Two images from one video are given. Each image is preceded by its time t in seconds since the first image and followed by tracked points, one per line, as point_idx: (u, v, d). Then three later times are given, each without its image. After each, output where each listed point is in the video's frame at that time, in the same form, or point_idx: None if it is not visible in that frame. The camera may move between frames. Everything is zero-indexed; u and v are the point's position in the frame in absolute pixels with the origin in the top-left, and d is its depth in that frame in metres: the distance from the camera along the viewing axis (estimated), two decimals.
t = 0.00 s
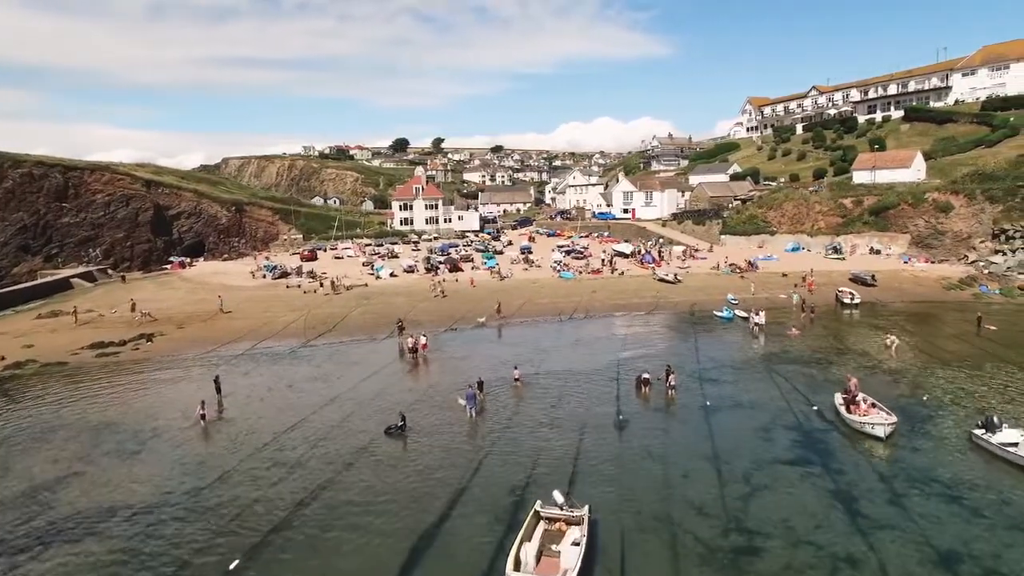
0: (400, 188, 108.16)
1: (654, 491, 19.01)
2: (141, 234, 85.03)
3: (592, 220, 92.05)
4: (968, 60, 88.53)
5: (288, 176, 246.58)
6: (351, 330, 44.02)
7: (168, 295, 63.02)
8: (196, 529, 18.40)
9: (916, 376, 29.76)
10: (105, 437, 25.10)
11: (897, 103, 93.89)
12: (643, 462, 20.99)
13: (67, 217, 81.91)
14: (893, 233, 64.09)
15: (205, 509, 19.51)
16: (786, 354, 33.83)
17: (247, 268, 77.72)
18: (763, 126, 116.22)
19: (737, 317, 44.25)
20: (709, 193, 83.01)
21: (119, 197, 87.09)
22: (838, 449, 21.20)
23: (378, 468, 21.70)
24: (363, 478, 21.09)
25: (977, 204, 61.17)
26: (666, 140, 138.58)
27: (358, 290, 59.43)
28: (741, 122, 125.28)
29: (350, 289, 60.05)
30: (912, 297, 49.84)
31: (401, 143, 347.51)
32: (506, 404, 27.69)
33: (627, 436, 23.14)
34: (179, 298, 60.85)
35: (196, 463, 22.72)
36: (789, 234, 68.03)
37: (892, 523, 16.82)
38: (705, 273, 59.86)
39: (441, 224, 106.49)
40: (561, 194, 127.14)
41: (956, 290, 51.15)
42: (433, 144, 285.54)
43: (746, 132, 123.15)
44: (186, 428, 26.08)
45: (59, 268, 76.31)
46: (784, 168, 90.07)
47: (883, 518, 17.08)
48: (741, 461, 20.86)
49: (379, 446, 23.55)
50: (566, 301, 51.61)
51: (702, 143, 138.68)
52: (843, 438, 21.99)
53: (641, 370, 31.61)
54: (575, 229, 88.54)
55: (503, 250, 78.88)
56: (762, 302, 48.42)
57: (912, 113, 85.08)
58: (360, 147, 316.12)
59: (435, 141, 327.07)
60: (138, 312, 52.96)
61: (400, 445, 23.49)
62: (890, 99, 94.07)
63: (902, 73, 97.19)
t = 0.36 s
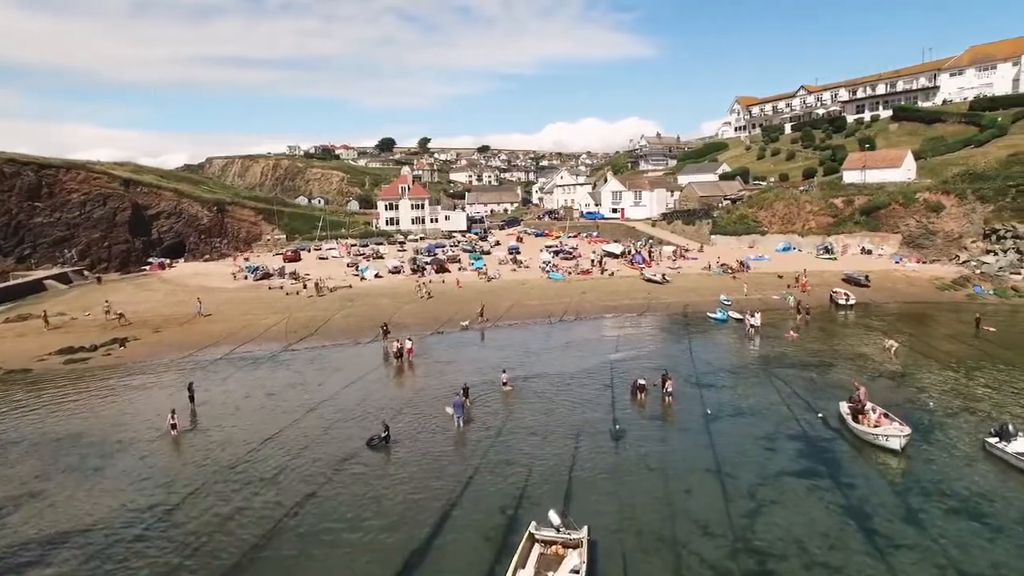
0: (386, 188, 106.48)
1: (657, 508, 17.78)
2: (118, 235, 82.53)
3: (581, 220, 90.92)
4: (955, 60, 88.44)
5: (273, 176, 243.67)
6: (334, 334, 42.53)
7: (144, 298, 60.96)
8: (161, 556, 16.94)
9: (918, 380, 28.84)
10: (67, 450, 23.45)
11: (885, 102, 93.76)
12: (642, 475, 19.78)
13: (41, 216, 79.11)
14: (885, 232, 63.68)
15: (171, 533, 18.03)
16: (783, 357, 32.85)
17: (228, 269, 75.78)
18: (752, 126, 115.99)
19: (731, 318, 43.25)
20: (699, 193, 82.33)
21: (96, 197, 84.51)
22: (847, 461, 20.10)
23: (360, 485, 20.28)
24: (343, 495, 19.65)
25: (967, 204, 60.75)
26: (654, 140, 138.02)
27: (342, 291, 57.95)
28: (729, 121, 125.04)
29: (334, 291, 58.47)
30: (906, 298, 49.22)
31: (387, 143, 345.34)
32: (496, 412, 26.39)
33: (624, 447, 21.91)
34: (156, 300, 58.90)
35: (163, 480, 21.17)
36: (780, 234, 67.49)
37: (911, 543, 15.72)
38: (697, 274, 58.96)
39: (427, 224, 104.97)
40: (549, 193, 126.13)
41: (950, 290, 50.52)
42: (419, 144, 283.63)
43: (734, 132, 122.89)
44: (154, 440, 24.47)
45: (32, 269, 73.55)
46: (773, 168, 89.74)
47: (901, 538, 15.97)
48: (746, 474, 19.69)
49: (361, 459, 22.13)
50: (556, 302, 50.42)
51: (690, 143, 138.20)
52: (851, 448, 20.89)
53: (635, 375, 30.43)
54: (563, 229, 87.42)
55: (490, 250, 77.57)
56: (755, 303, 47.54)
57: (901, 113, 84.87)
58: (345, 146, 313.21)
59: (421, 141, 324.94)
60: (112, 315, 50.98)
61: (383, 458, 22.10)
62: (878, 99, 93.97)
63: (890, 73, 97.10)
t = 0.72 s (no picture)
0: (371, 188, 104.84)
1: (657, 529, 16.57)
2: (94, 235, 79.85)
3: (568, 220, 89.72)
4: (942, 60, 88.39)
5: (256, 176, 240.56)
6: (316, 338, 41.01)
7: (118, 300, 58.83)
8: None
9: (920, 384, 27.88)
10: (21, 468, 21.77)
11: (872, 102, 93.55)
12: (641, 491, 18.58)
13: (12, 215, 76.22)
14: (875, 232, 63.27)
15: (130, 560, 16.53)
16: (780, 361, 31.88)
17: (208, 271, 73.78)
18: (739, 126, 115.76)
19: (724, 319, 42.34)
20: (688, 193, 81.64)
21: (70, 195, 81.61)
22: (856, 473, 19.02)
23: (338, 504, 18.87)
24: (320, 516, 18.25)
25: (957, 204, 60.33)
26: (641, 139, 137.40)
27: (325, 293, 56.39)
28: (716, 121, 124.75)
29: (317, 292, 56.86)
30: (898, 298, 48.65)
31: (372, 143, 342.86)
32: (484, 422, 25.07)
33: (620, 460, 20.70)
34: (130, 303, 56.84)
35: (124, 500, 19.62)
36: (771, 234, 67.03)
37: (931, 565, 14.64)
38: (687, 274, 58.05)
39: (412, 224, 103.43)
40: (536, 193, 125.15)
41: (943, 291, 49.83)
42: (405, 143, 281.53)
43: (721, 131, 122.63)
44: (118, 455, 22.87)
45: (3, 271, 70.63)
46: (762, 168, 89.61)
47: (921, 560, 14.87)
48: (750, 489, 18.56)
49: (340, 475, 20.73)
50: (544, 304, 49.20)
51: (677, 143, 137.72)
52: (860, 460, 19.79)
53: (628, 381, 29.24)
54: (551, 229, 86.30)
55: (477, 251, 76.24)
56: (748, 304, 46.70)
57: (888, 113, 84.59)
58: (330, 146, 310.17)
59: (407, 140, 322.85)
60: (83, 319, 48.93)
61: (364, 473, 20.70)
62: (865, 98, 93.85)
63: (877, 73, 97.01)
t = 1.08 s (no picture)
0: (359, 187, 103.30)
1: (665, 554, 15.32)
2: (73, 234, 77.59)
3: (559, 220, 88.50)
4: (934, 59, 87.95)
5: (243, 176, 237.96)
6: (301, 342, 39.51)
7: (97, 302, 56.92)
8: None
9: (929, 390, 26.79)
10: None
11: (865, 101, 93.13)
12: (645, 512, 17.32)
13: None
14: (870, 232, 62.54)
15: None
16: (782, 367, 30.79)
17: (191, 272, 71.93)
18: (730, 125, 115.24)
19: (722, 322, 41.29)
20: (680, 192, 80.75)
21: (49, 194, 79.42)
22: (873, 491, 17.86)
23: (319, 525, 17.47)
24: (299, 539, 16.85)
25: (953, 203, 59.71)
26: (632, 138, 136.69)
27: (312, 294, 54.97)
28: (707, 121, 124.19)
29: (303, 294, 55.29)
30: (897, 299, 47.84)
31: (361, 142, 340.91)
32: (475, 432, 23.76)
33: (621, 476, 19.45)
34: (109, 305, 54.96)
35: (86, 522, 18.13)
36: (765, 234, 66.40)
37: None
38: (682, 275, 57.03)
39: (401, 224, 101.90)
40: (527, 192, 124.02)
41: (941, 292, 49.04)
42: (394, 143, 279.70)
43: (713, 131, 122.08)
44: (83, 470, 21.39)
45: None
46: (755, 168, 89.21)
47: None
48: (761, 508, 17.36)
49: (322, 494, 19.32)
50: (537, 306, 47.93)
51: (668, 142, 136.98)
52: (875, 476, 18.66)
53: (626, 389, 28.01)
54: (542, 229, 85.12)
55: (467, 251, 74.93)
56: (744, 306, 45.71)
57: (881, 112, 84.11)
58: (318, 145, 307.23)
59: (396, 139, 320.67)
60: (58, 322, 47.06)
61: (347, 491, 19.31)
62: (858, 98, 93.38)
63: (869, 72, 96.55)
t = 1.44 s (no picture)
0: (355, 186, 101.95)
1: None
2: (62, 235, 75.11)
3: (557, 220, 87.18)
4: (937, 57, 86.92)
5: (238, 175, 236.24)
6: (291, 346, 38.14)
7: (83, 304, 55.38)
8: None
9: (947, 398, 25.55)
10: None
11: (866, 100, 92.12)
12: (655, 535, 16.03)
13: None
14: (875, 233, 61.44)
15: None
16: (790, 373, 29.59)
17: (181, 272, 70.42)
18: (729, 124, 114.32)
19: (726, 325, 40.07)
20: (680, 192, 79.60)
21: (37, 194, 76.41)
22: (900, 511, 16.59)
23: (304, 550, 16.17)
24: (281, 566, 15.54)
25: (959, 203, 58.61)
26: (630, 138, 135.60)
27: (305, 295, 53.61)
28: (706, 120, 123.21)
29: (295, 296, 53.89)
30: (905, 301, 46.71)
31: (356, 142, 340.17)
32: (471, 444, 22.40)
33: (628, 494, 18.15)
34: (95, 307, 53.41)
35: (50, 548, 16.72)
36: (767, 234, 65.38)
37: None
38: (683, 277, 55.80)
39: (397, 224, 100.34)
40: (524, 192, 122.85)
41: (949, 294, 47.86)
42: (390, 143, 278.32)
43: (712, 130, 121.14)
44: (52, 488, 19.95)
45: None
46: (755, 168, 88.24)
47: None
48: (782, 531, 16.09)
49: (308, 514, 17.99)
50: (535, 308, 46.64)
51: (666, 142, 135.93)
52: (902, 495, 17.36)
53: (629, 397, 26.68)
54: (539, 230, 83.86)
55: (464, 252, 73.62)
56: (749, 309, 44.54)
57: (883, 111, 83.08)
58: (313, 144, 305.22)
59: (392, 139, 319.12)
60: (41, 326, 45.48)
61: (335, 511, 18.01)
62: (859, 96, 92.40)
63: (871, 71, 95.56)
